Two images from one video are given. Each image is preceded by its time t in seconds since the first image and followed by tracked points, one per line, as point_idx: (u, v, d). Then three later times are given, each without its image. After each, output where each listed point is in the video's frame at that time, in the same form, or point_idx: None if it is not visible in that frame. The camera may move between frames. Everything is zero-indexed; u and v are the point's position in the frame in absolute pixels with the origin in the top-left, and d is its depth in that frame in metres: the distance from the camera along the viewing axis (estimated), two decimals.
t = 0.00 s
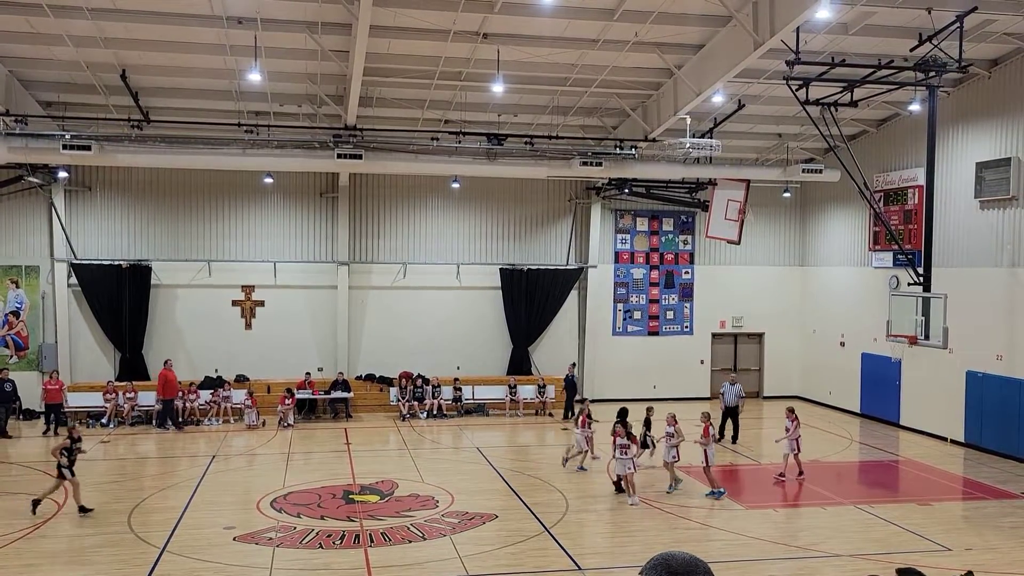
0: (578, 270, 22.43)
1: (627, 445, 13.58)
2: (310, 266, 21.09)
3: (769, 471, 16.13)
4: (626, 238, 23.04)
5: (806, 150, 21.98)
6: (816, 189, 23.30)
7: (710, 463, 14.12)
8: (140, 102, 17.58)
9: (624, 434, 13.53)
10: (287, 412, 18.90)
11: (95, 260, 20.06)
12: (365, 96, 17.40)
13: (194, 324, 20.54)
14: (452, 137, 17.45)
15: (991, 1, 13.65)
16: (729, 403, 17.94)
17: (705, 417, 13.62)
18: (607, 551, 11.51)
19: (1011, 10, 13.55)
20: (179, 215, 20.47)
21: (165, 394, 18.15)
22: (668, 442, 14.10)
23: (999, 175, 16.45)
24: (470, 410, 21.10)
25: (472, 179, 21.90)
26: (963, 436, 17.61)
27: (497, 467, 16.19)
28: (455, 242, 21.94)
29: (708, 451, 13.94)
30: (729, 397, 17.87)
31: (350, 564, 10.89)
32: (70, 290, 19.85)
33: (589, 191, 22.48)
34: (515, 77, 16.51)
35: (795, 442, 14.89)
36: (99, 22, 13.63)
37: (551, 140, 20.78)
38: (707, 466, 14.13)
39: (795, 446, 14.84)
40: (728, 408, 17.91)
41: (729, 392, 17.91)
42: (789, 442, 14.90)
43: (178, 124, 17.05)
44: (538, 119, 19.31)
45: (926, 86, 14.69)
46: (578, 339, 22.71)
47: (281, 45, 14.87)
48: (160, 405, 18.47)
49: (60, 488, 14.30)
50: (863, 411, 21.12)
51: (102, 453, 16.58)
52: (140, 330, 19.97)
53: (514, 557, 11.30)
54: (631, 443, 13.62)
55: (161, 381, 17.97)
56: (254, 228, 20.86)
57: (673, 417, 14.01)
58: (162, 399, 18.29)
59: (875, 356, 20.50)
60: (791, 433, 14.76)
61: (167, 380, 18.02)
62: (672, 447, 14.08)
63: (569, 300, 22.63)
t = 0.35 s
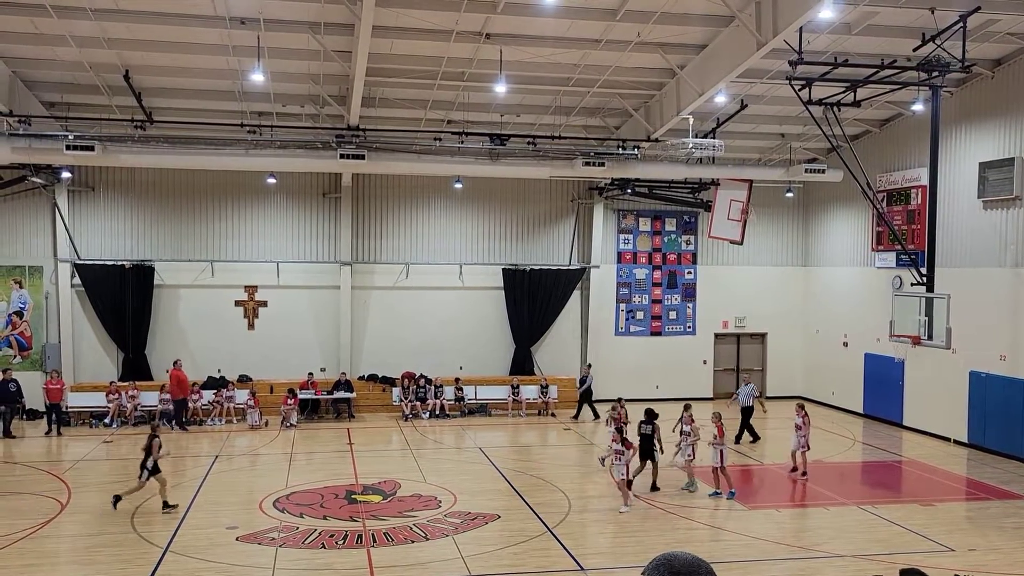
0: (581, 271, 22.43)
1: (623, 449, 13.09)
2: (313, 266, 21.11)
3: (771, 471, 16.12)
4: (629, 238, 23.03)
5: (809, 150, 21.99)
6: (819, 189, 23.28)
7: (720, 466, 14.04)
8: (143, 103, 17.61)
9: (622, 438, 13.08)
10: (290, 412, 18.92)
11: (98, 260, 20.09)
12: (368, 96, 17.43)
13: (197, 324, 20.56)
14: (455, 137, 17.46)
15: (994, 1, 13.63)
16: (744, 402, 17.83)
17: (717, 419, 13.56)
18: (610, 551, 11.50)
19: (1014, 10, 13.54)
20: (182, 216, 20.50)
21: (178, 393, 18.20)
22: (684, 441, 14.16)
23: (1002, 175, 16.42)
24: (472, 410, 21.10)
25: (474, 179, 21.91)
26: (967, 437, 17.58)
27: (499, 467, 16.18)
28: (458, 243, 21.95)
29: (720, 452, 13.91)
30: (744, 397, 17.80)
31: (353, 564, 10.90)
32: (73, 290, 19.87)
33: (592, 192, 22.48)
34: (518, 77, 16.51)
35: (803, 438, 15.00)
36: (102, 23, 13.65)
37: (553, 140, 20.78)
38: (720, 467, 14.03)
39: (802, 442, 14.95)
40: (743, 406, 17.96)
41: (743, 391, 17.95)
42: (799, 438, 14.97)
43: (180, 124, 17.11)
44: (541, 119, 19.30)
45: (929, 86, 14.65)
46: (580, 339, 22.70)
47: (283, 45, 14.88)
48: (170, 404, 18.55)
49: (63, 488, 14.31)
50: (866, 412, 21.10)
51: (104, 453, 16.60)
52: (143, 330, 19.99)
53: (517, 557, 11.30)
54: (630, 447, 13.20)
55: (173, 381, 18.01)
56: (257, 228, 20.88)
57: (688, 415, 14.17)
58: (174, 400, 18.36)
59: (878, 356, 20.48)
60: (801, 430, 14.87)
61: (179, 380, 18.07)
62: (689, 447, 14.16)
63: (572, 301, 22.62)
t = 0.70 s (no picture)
0: (583, 271, 22.43)
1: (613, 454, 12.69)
2: (315, 266, 21.11)
3: (773, 471, 16.12)
4: (631, 239, 23.02)
5: (811, 151, 22.01)
6: (821, 190, 23.27)
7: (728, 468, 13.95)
8: (146, 103, 17.63)
9: (608, 444, 12.68)
10: (292, 412, 18.92)
11: (101, 261, 20.12)
12: (370, 97, 17.47)
13: (199, 325, 20.58)
14: (457, 137, 17.47)
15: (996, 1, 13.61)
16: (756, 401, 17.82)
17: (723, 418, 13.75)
18: (612, 552, 11.50)
19: (1016, 10, 13.53)
20: (183, 216, 20.51)
21: (185, 393, 18.29)
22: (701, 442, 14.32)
23: (1005, 175, 16.40)
24: (475, 410, 21.08)
25: (476, 180, 21.91)
26: (969, 437, 17.57)
27: (501, 467, 16.19)
28: (460, 243, 21.95)
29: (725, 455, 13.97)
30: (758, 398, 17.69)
31: (355, 564, 10.90)
32: (76, 291, 19.90)
33: (594, 192, 22.48)
34: (520, 78, 16.52)
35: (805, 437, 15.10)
36: (104, 23, 13.64)
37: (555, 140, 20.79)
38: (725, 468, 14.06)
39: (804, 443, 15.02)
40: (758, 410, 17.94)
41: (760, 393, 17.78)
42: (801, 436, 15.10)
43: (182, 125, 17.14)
44: (543, 120, 19.30)
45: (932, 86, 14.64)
46: (583, 339, 22.70)
47: (285, 46, 14.88)
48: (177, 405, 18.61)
49: (65, 488, 14.34)
50: (868, 412, 21.09)
51: (106, 453, 16.62)
52: (145, 331, 20.01)
53: (519, 557, 11.29)
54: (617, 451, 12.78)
55: (181, 381, 18.10)
56: (259, 228, 20.90)
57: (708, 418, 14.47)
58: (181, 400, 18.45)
59: (880, 357, 20.47)
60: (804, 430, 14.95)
61: (187, 380, 18.16)
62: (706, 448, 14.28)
63: (574, 301, 22.63)
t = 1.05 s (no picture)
0: (585, 272, 22.43)
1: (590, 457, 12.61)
2: (317, 267, 21.12)
3: (775, 473, 16.11)
4: (633, 240, 23.02)
5: (813, 152, 22.02)
6: (823, 191, 23.27)
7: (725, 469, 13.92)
8: (148, 105, 17.66)
9: (589, 445, 12.61)
10: (294, 413, 18.93)
11: (103, 262, 20.13)
12: (372, 98, 17.50)
13: (202, 326, 20.59)
14: (458, 138, 17.48)
15: (998, 1, 13.60)
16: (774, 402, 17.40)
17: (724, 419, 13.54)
18: (614, 553, 11.50)
19: (1018, 10, 13.51)
20: (186, 217, 20.53)
21: (194, 394, 18.37)
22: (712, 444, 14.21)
23: (1007, 176, 16.38)
24: (476, 412, 21.07)
25: (478, 181, 21.92)
26: (972, 438, 17.55)
27: (503, 469, 16.19)
28: (462, 244, 21.96)
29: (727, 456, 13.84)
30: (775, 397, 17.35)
31: (357, 565, 10.90)
32: (78, 292, 19.91)
33: (596, 193, 22.48)
34: (521, 79, 16.55)
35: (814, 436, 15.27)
36: (107, 25, 13.66)
37: (557, 141, 20.79)
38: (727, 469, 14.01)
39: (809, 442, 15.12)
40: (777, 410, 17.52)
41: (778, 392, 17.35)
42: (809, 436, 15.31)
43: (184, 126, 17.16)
44: (545, 121, 19.33)
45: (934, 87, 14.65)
46: (585, 340, 22.70)
47: (287, 47, 14.88)
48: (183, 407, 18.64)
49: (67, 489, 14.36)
50: (870, 413, 21.08)
51: (108, 454, 16.64)
52: (147, 332, 20.02)
53: (521, 558, 11.28)
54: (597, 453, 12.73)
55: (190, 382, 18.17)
56: (262, 229, 20.91)
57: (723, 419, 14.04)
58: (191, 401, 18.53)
59: (883, 358, 20.46)
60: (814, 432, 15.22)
61: (195, 381, 18.25)
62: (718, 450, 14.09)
63: (576, 302, 22.63)
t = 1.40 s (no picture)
0: (586, 273, 22.43)
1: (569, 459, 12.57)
2: (318, 268, 21.12)
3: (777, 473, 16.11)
4: (635, 240, 23.02)
5: (815, 152, 22.03)
6: (824, 192, 23.27)
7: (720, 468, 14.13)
8: (150, 105, 17.68)
9: (570, 449, 12.52)
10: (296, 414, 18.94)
11: (105, 262, 20.14)
12: (374, 99, 17.51)
13: (204, 327, 20.60)
14: (460, 140, 17.48)
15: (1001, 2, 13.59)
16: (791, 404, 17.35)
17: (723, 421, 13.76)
18: (616, 554, 11.50)
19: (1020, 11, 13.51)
20: (188, 218, 20.54)
21: (204, 394, 18.44)
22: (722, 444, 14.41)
23: (1009, 177, 16.37)
24: (478, 413, 21.07)
25: (480, 182, 21.92)
26: (974, 440, 17.53)
27: (505, 469, 16.20)
28: (463, 245, 21.96)
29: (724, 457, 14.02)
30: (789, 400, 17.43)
31: (358, 566, 10.89)
32: (80, 293, 19.92)
33: (597, 194, 22.47)
34: (522, 81, 16.56)
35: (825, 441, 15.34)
36: (109, 26, 13.65)
37: (558, 142, 20.81)
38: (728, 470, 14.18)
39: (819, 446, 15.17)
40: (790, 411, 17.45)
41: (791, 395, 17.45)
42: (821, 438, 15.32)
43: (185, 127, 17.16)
44: (547, 122, 19.36)
45: (935, 87, 14.63)
46: (586, 341, 22.71)
47: (289, 48, 14.88)
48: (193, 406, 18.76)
49: (70, 489, 14.38)
50: (872, 414, 21.07)
51: (110, 454, 16.65)
52: (149, 333, 20.02)
53: (522, 559, 11.27)
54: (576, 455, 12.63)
55: (200, 383, 18.25)
56: (264, 230, 20.92)
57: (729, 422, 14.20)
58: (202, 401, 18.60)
59: (884, 359, 20.45)
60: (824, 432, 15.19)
61: (206, 380, 18.30)
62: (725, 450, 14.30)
63: (578, 303, 22.63)
